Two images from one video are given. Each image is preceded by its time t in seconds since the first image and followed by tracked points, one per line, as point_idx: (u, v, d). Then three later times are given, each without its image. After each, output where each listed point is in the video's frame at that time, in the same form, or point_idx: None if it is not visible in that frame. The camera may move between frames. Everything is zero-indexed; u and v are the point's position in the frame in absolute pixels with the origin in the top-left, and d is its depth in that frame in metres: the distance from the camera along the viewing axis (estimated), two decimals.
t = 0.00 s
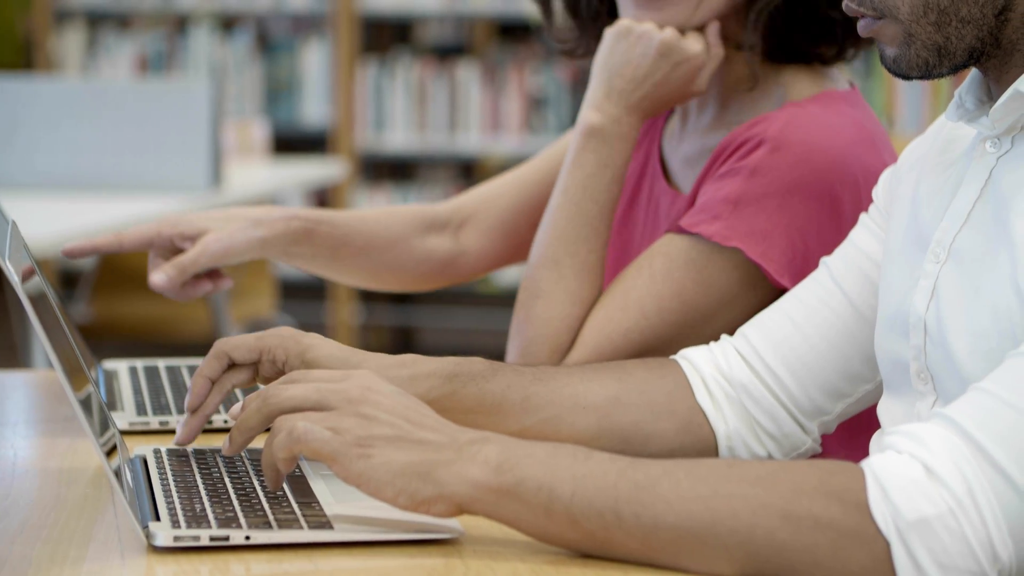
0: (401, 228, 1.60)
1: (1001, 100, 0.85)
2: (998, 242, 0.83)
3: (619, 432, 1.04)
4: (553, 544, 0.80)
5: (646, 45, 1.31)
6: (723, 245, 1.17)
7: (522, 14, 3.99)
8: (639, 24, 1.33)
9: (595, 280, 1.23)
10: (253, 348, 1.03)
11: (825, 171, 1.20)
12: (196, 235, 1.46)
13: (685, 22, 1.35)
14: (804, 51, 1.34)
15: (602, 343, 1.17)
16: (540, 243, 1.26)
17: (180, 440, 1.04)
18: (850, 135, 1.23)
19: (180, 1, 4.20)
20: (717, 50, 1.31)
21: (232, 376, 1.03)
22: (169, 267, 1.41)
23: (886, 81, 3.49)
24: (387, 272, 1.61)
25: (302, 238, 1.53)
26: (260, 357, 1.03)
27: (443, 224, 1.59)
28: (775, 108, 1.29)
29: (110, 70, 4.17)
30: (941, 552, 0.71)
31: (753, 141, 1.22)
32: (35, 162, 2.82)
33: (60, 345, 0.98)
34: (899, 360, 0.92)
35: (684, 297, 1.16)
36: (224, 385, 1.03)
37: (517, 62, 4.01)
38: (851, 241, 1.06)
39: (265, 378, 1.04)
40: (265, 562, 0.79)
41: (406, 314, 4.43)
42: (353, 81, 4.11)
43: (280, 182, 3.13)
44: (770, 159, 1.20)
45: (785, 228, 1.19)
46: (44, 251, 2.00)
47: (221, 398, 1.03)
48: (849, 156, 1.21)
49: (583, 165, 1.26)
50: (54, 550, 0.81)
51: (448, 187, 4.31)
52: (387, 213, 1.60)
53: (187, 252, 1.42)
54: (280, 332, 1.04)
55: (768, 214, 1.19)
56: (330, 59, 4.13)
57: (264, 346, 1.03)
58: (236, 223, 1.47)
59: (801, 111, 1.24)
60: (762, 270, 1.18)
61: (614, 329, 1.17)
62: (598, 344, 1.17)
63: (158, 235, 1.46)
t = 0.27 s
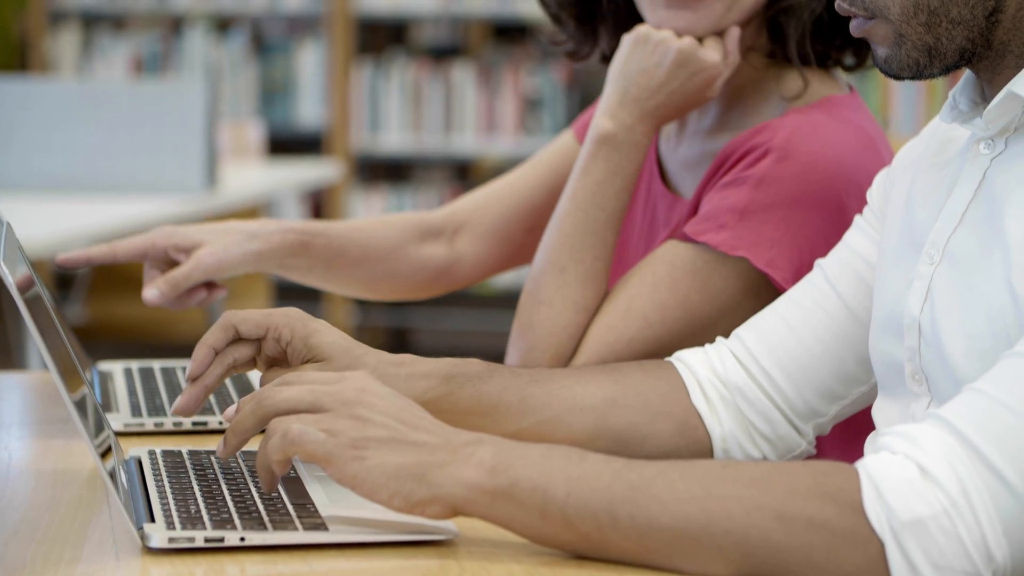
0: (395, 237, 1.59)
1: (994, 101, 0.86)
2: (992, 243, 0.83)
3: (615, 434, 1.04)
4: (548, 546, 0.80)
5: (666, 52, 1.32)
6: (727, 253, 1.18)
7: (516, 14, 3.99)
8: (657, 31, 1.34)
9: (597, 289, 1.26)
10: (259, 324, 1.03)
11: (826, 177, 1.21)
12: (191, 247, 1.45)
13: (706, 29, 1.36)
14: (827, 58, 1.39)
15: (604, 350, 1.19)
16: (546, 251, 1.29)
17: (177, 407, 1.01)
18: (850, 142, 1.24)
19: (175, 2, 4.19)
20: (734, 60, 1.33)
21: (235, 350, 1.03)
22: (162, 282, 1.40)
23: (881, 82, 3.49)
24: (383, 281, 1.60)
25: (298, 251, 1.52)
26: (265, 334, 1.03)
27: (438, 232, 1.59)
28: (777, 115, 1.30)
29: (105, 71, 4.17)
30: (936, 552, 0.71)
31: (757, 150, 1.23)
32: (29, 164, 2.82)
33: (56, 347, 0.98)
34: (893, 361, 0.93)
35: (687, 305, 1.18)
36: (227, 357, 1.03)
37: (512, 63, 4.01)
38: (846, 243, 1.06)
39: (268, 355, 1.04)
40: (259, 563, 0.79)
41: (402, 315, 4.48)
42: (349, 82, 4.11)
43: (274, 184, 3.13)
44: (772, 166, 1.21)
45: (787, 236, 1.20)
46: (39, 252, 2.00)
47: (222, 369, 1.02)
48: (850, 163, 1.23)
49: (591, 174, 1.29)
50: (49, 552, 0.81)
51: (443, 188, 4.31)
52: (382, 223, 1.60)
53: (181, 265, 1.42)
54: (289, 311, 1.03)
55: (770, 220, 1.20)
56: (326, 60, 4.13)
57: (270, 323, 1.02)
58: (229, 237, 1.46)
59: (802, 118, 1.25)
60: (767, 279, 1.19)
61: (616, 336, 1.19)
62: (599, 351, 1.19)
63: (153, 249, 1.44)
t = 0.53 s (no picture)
0: (394, 236, 1.59)
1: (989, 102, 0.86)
2: (986, 243, 0.83)
3: (611, 437, 1.04)
4: (542, 548, 0.80)
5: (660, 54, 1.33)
6: (723, 256, 1.19)
7: (512, 16, 3.99)
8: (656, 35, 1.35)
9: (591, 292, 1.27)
10: (263, 316, 1.02)
11: (824, 180, 1.22)
12: (190, 243, 1.45)
13: (706, 34, 1.36)
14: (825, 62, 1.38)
15: (599, 352, 1.19)
16: (541, 253, 1.29)
17: (180, 397, 1.02)
18: (848, 145, 1.24)
19: (171, 3, 4.19)
20: (734, 66, 1.32)
21: (238, 341, 1.02)
22: (162, 279, 1.39)
23: (876, 83, 3.50)
24: (382, 281, 1.60)
25: (296, 249, 1.52)
26: (268, 327, 1.02)
27: (437, 232, 1.59)
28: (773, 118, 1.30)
29: (101, 73, 4.16)
30: (930, 554, 0.71)
31: (754, 153, 1.24)
32: (25, 165, 2.81)
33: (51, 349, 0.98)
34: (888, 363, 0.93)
35: (681, 308, 1.19)
36: (229, 349, 1.02)
37: (508, 65, 4.01)
38: (841, 245, 1.07)
39: (269, 348, 1.03)
40: (255, 565, 0.79)
41: (398, 317, 4.47)
42: (344, 84, 4.11)
43: (271, 185, 3.13)
44: (769, 168, 1.21)
45: (784, 239, 1.20)
46: (33, 254, 1.99)
47: (224, 361, 1.02)
48: (847, 165, 1.23)
49: (587, 177, 1.29)
50: (44, 555, 0.80)
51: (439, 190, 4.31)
52: (381, 222, 1.60)
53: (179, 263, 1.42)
54: (293, 304, 1.03)
55: (767, 223, 1.20)
56: (321, 62, 4.13)
57: (275, 316, 1.02)
58: (228, 234, 1.46)
59: (800, 122, 1.26)
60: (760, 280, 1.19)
61: (610, 339, 1.19)
62: (594, 353, 1.20)
63: (151, 245, 1.43)
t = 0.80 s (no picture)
0: (391, 237, 1.59)
1: (982, 106, 0.86)
2: (979, 247, 0.84)
3: (605, 441, 1.04)
4: (537, 553, 0.80)
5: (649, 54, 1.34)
6: (717, 261, 1.19)
7: (506, 21, 4.00)
8: (651, 40, 1.36)
9: (585, 295, 1.27)
10: (261, 323, 1.03)
11: (818, 185, 1.22)
12: (187, 244, 1.44)
13: (700, 40, 1.37)
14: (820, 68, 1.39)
15: (593, 357, 1.19)
16: (536, 256, 1.29)
17: (181, 411, 1.03)
18: (842, 150, 1.25)
19: (165, 8, 4.19)
20: (728, 72, 1.32)
21: (236, 349, 1.04)
22: (160, 280, 1.39)
23: (869, 87, 3.51)
24: (378, 282, 1.60)
25: (293, 247, 1.52)
26: (266, 333, 1.03)
27: (433, 234, 1.60)
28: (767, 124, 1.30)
29: (95, 78, 4.17)
30: (924, 558, 0.72)
31: (748, 158, 1.24)
32: (17, 170, 2.81)
33: (44, 353, 0.98)
34: (882, 367, 0.93)
35: (676, 311, 1.19)
36: (229, 357, 1.04)
37: (502, 70, 4.02)
38: (834, 249, 1.07)
39: (268, 355, 1.05)
40: (249, 571, 0.79)
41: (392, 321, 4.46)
42: (339, 89, 4.11)
43: (265, 190, 3.13)
44: (763, 173, 1.22)
45: (778, 243, 1.20)
46: (27, 258, 1.99)
47: (224, 368, 1.03)
48: (842, 170, 1.23)
49: (582, 181, 1.29)
50: (39, 559, 0.80)
51: (434, 194, 4.32)
52: (377, 223, 1.60)
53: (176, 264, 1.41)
54: (289, 311, 1.04)
55: (761, 228, 1.20)
56: (316, 66, 4.13)
57: (271, 322, 1.03)
58: (226, 236, 1.45)
59: (795, 127, 1.26)
60: (754, 285, 1.20)
61: (605, 343, 1.19)
62: (590, 357, 1.20)
63: (147, 244, 1.43)
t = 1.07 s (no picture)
0: (390, 247, 1.59)
1: (975, 113, 0.86)
2: (973, 252, 0.84)
3: (601, 449, 1.04)
4: (531, 559, 0.81)
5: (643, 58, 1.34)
6: (711, 265, 1.19)
7: (501, 27, 4.00)
8: (643, 44, 1.36)
9: (581, 302, 1.27)
10: (270, 348, 1.02)
11: (813, 190, 1.22)
12: (192, 252, 1.45)
13: (691, 44, 1.38)
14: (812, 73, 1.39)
15: (588, 363, 1.20)
16: (530, 263, 1.29)
17: (201, 449, 1.01)
18: (836, 155, 1.25)
19: (160, 13, 4.18)
20: (719, 75, 1.33)
21: (247, 377, 1.02)
22: (167, 288, 1.40)
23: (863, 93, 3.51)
24: (377, 291, 1.60)
25: (294, 255, 1.52)
26: (276, 357, 1.02)
27: (431, 243, 1.60)
28: (761, 128, 1.31)
29: (90, 83, 4.17)
30: (917, 562, 0.72)
31: (742, 162, 1.24)
32: (12, 176, 2.81)
33: (38, 359, 0.98)
34: (875, 372, 0.93)
35: (671, 317, 1.19)
36: (241, 387, 1.01)
37: (497, 75, 4.02)
38: (829, 254, 1.07)
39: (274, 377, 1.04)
40: None
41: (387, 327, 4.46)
42: (334, 94, 4.10)
43: (260, 196, 3.12)
44: (757, 178, 1.22)
45: (772, 248, 1.20)
46: (21, 263, 1.98)
47: (239, 399, 1.01)
48: (836, 175, 1.23)
49: (576, 187, 1.30)
50: (33, 565, 0.80)
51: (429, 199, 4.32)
52: (377, 232, 1.60)
53: (181, 274, 1.42)
54: (294, 332, 1.03)
55: (755, 232, 1.21)
56: (310, 71, 4.12)
57: (281, 347, 1.02)
58: (229, 242, 1.46)
59: (788, 132, 1.26)
60: (748, 290, 1.20)
61: (599, 349, 1.20)
62: (585, 362, 1.20)
63: (153, 253, 1.44)
